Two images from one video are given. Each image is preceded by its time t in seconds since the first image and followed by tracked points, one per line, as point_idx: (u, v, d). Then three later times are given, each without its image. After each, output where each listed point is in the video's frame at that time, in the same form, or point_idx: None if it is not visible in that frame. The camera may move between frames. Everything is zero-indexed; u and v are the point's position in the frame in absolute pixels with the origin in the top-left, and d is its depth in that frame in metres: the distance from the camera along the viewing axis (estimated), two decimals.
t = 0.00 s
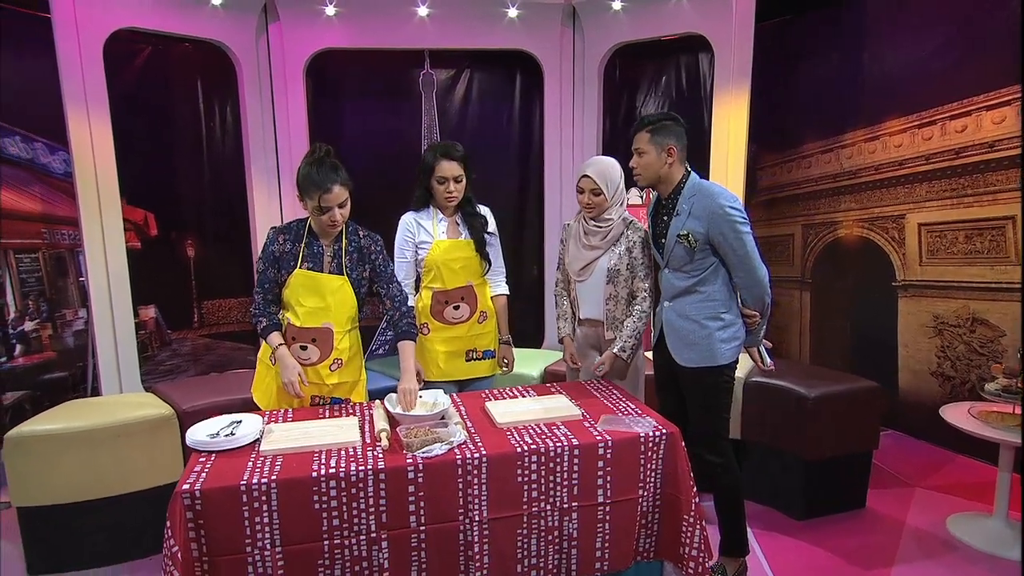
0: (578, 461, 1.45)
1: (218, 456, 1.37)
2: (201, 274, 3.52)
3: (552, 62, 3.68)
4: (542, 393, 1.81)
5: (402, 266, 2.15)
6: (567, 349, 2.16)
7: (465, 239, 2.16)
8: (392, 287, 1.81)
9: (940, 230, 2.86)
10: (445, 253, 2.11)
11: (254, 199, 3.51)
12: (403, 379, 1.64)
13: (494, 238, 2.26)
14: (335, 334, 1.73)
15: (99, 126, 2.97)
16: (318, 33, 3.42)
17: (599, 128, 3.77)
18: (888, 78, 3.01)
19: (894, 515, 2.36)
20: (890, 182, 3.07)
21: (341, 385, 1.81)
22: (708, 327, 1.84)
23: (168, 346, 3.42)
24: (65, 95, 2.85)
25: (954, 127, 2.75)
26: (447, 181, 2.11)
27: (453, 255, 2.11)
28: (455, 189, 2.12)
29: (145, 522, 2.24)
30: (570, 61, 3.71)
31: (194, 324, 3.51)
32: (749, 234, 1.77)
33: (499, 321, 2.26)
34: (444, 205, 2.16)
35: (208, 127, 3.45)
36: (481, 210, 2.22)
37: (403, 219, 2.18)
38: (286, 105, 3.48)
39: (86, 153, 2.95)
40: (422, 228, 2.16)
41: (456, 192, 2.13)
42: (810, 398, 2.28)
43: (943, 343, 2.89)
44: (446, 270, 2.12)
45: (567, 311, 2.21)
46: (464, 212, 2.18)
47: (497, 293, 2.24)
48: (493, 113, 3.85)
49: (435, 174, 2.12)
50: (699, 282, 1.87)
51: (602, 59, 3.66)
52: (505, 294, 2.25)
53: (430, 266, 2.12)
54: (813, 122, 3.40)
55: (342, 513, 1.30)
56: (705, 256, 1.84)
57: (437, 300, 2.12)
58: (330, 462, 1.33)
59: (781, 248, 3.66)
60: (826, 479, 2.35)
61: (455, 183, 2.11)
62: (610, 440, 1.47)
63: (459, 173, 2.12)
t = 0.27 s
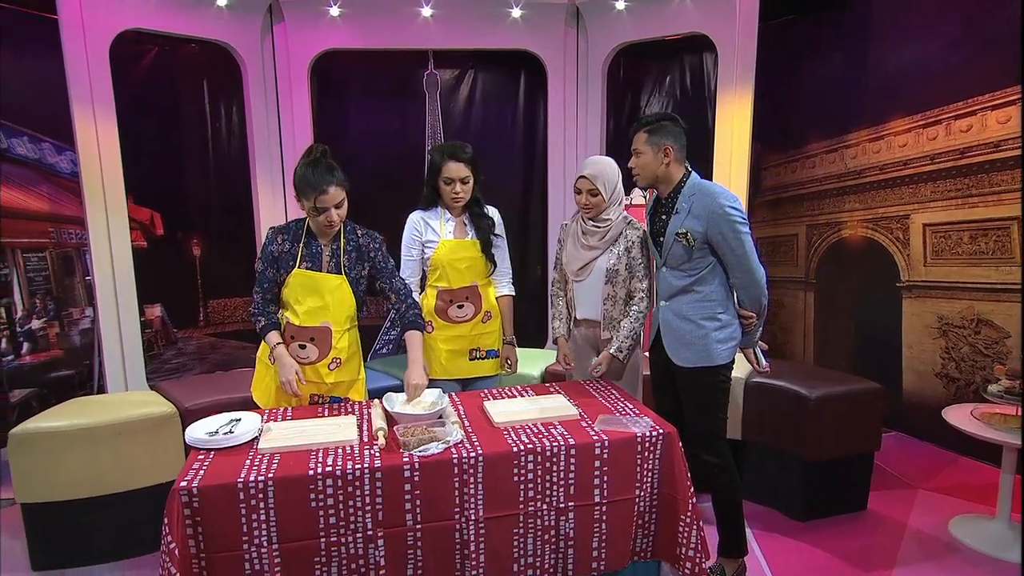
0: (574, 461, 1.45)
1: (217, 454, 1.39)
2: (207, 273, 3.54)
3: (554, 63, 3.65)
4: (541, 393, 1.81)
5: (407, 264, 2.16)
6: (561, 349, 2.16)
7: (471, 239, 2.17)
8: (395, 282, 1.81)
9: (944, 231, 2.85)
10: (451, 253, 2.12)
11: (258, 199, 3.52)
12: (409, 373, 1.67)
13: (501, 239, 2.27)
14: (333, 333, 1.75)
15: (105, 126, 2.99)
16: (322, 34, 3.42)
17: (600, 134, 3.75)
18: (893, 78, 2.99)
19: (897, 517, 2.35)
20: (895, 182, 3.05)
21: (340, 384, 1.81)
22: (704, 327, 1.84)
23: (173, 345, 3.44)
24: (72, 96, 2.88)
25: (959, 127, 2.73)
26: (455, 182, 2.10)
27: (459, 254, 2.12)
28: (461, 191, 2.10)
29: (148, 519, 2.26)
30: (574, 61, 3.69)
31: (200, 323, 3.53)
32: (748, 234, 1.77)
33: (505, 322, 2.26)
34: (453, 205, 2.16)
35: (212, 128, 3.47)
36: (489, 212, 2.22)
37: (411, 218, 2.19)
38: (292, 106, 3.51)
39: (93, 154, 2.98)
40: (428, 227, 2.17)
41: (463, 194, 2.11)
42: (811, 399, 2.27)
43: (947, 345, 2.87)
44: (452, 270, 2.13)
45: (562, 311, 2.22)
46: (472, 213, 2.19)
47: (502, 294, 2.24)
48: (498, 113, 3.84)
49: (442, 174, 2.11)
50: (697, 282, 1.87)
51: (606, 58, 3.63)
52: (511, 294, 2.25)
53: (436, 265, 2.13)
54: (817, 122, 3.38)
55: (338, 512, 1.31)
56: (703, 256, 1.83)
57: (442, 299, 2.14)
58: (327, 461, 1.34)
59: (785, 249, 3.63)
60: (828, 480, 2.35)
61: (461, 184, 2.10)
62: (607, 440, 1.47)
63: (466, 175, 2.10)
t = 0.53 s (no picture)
0: (569, 461, 1.46)
1: (213, 451, 1.40)
2: (212, 273, 3.55)
3: (559, 63, 3.64)
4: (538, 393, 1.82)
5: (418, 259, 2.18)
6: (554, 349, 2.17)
7: (482, 239, 2.16)
8: (385, 286, 1.81)
9: (948, 231, 2.83)
10: (462, 252, 2.12)
11: (262, 199, 3.54)
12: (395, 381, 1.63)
13: (514, 240, 2.25)
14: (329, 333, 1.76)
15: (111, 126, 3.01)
16: (326, 35, 3.44)
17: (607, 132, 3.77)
18: (897, 78, 2.97)
19: (898, 519, 2.34)
20: (898, 182, 3.03)
21: (337, 382, 1.83)
22: (701, 327, 1.85)
23: (179, 344, 3.47)
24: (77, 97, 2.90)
25: (963, 127, 2.71)
26: (466, 183, 2.10)
27: (469, 254, 2.13)
28: (473, 192, 2.11)
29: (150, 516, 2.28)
30: (577, 61, 3.68)
31: (205, 322, 3.55)
32: (744, 235, 1.77)
33: (512, 324, 2.25)
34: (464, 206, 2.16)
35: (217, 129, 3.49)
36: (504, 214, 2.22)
37: (424, 215, 2.22)
38: (295, 110, 3.50)
39: (99, 156, 2.99)
40: (441, 225, 2.18)
41: (474, 195, 2.12)
42: (811, 400, 2.27)
43: (951, 346, 2.86)
44: (461, 269, 2.14)
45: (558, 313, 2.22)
46: (484, 213, 2.19)
47: (510, 295, 2.24)
48: (502, 114, 3.83)
49: (454, 175, 2.12)
50: (694, 283, 1.87)
51: (609, 58, 3.62)
52: (519, 296, 2.24)
53: (445, 264, 2.14)
54: (821, 121, 3.36)
55: (333, 509, 1.32)
56: (700, 257, 1.84)
57: (448, 297, 2.15)
58: (322, 459, 1.35)
59: (789, 249, 3.61)
60: (829, 481, 2.34)
61: (473, 186, 2.11)
62: (601, 440, 1.47)
63: (478, 176, 2.10)
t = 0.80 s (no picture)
0: (565, 460, 1.46)
1: (213, 449, 1.42)
2: (218, 272, 3.58)
3: (564, 63, 3.62)
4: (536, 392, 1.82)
5: (422, 257, 2.20)
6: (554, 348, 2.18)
7: (487, 239, 2.17)
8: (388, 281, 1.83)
9: (953, 232, 2.81)
10: (464, 252, 2.13)
11: (267, 199, 3.56)
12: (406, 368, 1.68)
13: (520, 242, 2.24)
14: (328, 331, 1.77)
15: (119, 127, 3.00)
16: (331, 36, 3.45)
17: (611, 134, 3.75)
18: (901, 78, 2.95)
19: (901, 520, 2.33)
20: (904, 182, 3.01)
21: (337, 380, 1.84)
22: (715, 328, 1.84)
23: (185, 342, 3.50)
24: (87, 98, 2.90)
25: (968, 126, 2.69)
26: (471, 183, 2.10)
27: (472, 253, 2.13)
28: (477, 192, 2.11)
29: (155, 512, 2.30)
30: (581, 61, 3.66)
31: (212, 321, 3.57)
32: (750, 232, 1.78)
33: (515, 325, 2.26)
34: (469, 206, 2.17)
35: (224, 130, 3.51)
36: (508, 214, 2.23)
37: (429, 214, 2.24)
38: (301, 109, 3.55)
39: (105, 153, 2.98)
40: (446, 225, 2.19)
41: (479, 195, 2.12)
42: (811, 401, 2.26)
43: (956, 347, 2.84)
44: (462, 269, 2.15)
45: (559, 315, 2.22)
46: (489, 213, 2.19)
47: (515, 297, 2.25)
48: (507, 113, 3.81)
49: (460, 174, 2.12)
50: (703, 284, 1.87)
51: (614, 58, 3.62)
52: (524, 298, 2.25)
53: (448, 263, 2.15)
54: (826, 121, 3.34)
55: (329, 507, 1.33)
56: (708, 258, 1.84)
57: (450, 296, 2.16)
58: (319, 457, 1.36)
59: (794, 250, 3.57)
60: (831, 482, 2.33)
61: (477, 186, 2.11)
62: (598, 440, 1.48)
63: (483, 176, 2.10)
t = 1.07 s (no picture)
0: (562, 460, 1.46)
1: (212, 447, 1.43)
2: (224, 271, 3.60)
3: (567, 63, 3.62)
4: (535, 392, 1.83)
5: (421, 258, 2.18)
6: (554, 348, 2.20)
7: (484, 239, 2.18)
8: (388, 279, 1.84)
9: (957, 232, 2.79)
10: (465, 252, 2.14)
11: (272, 199, 3.57)
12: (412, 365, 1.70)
13: (517, 241, 2.26)
14: (328, 330, 1.79)
15: (124, 125, 3.03)
16: (335, 37, 3.46)
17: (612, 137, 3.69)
18: (905, 78, 2.93)
19: (903, 522, 2.33)
20: (908, 182, 2.99)
21: (337, 379, 1.85)
22: (727, 334, 1.83)
23: (191, 341, 3.52)
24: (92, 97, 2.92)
25: (973, 126, 2.68)
26: (470, 183, 2.11)
27: (471, 253, 2.15)
28: (475, 192, 2.12)
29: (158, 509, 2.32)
30: (586, 63, 3.62)
31: (217, 320, 3.60)
32: (765, 237, 1.75)
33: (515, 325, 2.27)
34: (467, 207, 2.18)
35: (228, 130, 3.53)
36: (506, 215, 2.24)
37: (429, 214, 2.25)
38: (305, 110, 3.54)
39: (111, 151, 3.01)
40: (445, 225, 2.20)
41: (476, 195, 2.13)
42: (812, 402, 2.26)
43: (960, 348, 2.82)
44: (463, 269, 2.15)
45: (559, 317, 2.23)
46: (487, 213, 2.21)
47: (514, 297, 2.25)
48: (510, 114, 3.82)
49: (458, 174, 2.12)
50: (715, 289, 1.85)
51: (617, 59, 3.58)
52: (523, 298, 2.26)
53: (448, 263, 2.16)
54: (829, 122, 3.32)
55: (327, 505, 1.34)
56: (720, 262, 1.82)
57: (451, 296, 2.17)
58: (317, 455, 1.37)
59: (797, 249, 3.59)
60: (832, 484, 2.33)
61: (475, 186, 2.12)
62: (595, 440, 1.48)
63: (480, 176, 2.11)
